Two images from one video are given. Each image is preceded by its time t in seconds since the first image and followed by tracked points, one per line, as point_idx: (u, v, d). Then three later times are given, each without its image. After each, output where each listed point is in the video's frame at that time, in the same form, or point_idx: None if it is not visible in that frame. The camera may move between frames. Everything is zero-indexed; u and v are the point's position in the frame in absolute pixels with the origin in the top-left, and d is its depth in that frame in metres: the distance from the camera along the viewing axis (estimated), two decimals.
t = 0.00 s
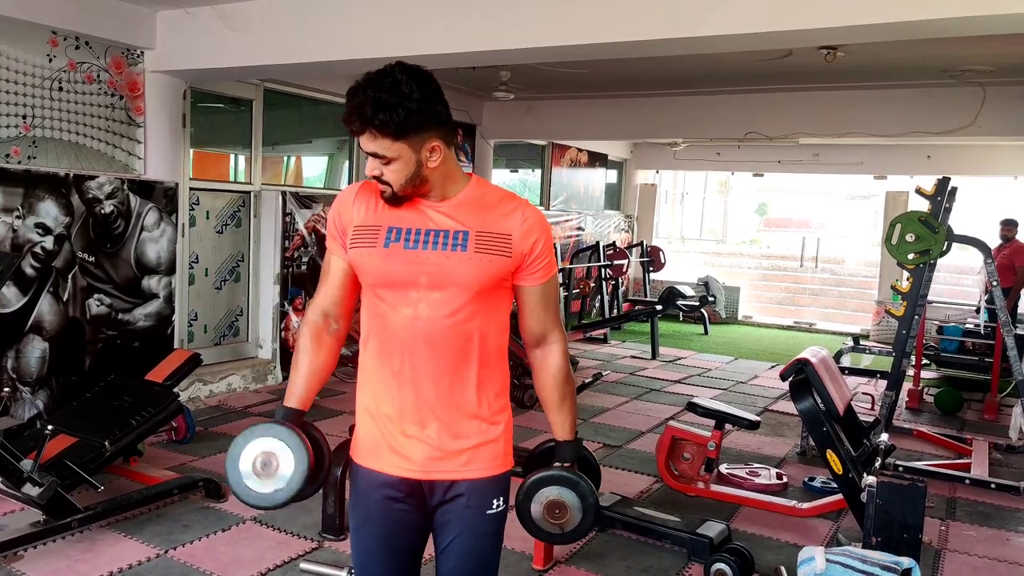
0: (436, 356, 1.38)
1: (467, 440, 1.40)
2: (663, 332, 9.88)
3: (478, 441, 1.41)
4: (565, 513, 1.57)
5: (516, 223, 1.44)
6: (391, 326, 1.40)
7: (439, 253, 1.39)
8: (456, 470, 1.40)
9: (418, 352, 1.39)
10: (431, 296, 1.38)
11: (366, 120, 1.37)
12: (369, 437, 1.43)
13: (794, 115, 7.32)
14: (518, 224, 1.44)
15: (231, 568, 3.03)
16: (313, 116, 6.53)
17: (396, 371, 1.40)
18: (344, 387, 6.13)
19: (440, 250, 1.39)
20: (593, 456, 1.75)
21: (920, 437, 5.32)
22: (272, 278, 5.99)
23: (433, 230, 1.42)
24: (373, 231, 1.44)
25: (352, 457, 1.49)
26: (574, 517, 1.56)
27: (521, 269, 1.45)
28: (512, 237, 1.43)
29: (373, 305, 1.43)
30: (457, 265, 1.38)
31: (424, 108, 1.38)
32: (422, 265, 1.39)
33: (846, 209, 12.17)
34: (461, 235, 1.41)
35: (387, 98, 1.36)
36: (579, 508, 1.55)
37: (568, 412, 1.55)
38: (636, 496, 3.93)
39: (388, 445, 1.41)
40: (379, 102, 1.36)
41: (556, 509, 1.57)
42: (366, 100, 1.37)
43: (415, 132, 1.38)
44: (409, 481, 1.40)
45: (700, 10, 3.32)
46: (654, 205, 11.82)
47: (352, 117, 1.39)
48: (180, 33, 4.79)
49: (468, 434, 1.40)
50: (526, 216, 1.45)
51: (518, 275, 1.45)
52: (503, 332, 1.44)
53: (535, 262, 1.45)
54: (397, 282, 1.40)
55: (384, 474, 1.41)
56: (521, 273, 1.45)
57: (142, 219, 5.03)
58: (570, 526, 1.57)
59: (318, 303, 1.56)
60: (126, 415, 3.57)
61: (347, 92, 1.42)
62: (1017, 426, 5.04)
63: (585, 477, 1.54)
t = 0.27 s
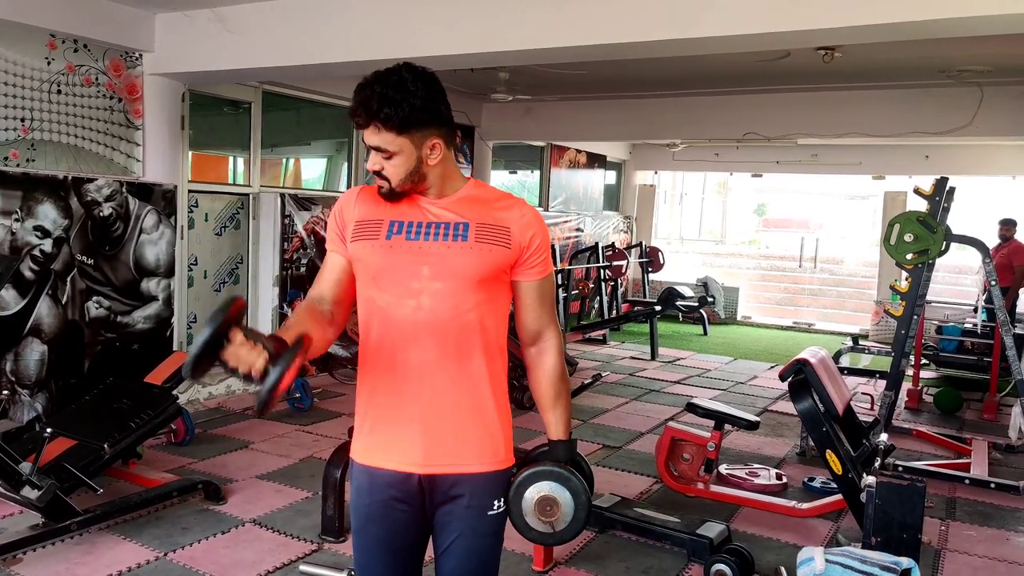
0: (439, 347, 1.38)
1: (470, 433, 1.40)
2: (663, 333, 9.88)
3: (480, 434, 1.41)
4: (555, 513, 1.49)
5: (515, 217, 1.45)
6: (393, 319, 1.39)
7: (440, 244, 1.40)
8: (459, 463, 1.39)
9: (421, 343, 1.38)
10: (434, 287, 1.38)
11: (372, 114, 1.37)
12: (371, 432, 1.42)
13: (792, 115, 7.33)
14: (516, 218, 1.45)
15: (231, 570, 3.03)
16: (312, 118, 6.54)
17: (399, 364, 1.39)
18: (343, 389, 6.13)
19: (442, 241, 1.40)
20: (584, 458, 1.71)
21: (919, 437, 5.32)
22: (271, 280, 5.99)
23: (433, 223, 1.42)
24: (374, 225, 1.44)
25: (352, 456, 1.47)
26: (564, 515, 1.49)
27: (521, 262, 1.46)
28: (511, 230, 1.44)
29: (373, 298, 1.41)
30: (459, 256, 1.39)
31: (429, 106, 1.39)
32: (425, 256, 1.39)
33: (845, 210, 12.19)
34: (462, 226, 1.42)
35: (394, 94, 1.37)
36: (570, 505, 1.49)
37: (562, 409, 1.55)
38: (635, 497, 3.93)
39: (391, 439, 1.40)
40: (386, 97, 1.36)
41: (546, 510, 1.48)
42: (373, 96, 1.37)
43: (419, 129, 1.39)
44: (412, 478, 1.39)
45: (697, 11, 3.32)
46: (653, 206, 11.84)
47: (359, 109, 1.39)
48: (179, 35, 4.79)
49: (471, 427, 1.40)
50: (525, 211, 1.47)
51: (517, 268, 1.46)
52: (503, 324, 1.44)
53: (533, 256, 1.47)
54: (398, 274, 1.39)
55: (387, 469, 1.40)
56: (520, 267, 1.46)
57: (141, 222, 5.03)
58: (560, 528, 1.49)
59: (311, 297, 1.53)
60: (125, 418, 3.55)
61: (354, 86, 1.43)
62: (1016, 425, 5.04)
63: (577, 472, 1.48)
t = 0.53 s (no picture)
0: (441, 345, 1.38)
1: (477, 430, 1.40)
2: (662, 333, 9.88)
3: (486, 432, 1.41)
4: (565, 506, 1.55)
5: (512, 212, 1.46)
6: (394, 319, 1.39)
7: (441, 242, 1.40)
8: (466, 462, 1.39)
9: (424, 342, 1.38)
10: (436, 285, 1.38)
11: (369, 118, 1.37)
12: (376, 435, 1.41)
13: (791, 116, 7.34)
14: (514, 213, 1.46)
15: (230, 571, 3.03)
16: (311, 118, 6.54)
17: (403, 364, 1.39)
18: (343, 389, 6.13)
19: (442, 238, 1.40)
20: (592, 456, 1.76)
21: (918, 438, 5.33)
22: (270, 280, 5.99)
23: (432, 220, 1.42)
24: (372, 225, 1.44)
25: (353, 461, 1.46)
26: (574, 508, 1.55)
27: (519, 257, 1.46)
28: (510, 225, 1.44)
29: (375, 299, 1.41)
30: (459, 253, 1.39)
31: (426, 108, 1.39)
32: (426, 254, 1.39)
33: (844, 210, 12.20)
34: (461, 223, 1.42)
35: (391, 97, 1.36)
36: (582, 495, 1.54)
37: (563, 405, 1.56)
38: (635, 498, 3.93)
39: (397, 440, 1.39)
40: (384, 100, 1.36)
41: (557, 501, 1.56)
42: (370, 99, 1.37)
43: (417, 132, 1.39)
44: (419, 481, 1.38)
45: (697, 12, 3.32)
46: (652, 206, 11.84)
47: (354, 112, 1.38)
48: (178, 35, 4.79)
49: (477, 426, 1.40)
50: (521, 206, 1.47)
51: (516, 264, 1.46)
52: (504, 321, 1.45)
53: (531, 250, 1.47)
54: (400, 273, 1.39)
55: (394, 472, 1.39)
56: (518, 263, 1.46)
57: (140, 222, 5.03)
58: (573, 519, 1.56)
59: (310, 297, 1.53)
60: (124, 417, 3.56)
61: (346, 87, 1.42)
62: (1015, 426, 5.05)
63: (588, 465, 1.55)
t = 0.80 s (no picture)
0: (437, 348, 1.38)
1: (473, 432, 1.40)
2: (661, 334, 9.89)
3: (483, 434, 1.41)
4: (577, 500, 1.57)
5: (506, 212, 1.46)
6: (388, 322, 1.39)
7: (435, 244, 1.40)
8: (464, 464, 1.39)
9: (419, 345, 1.38)
10: (430, 287, 1.38)
11: (357, 126, 1.35)
12: (372, 439, 1.41)
13: (791, 117, 7.34)
14: (507, 212, 1.46)
15: (229, 570, 3.03)
16: (311, 118, 6.54)
17: (398, 367, 1.39)
18: (342, 389, 6.13)
19: (436, 240, 1.40)
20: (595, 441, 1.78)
21: (917, 439, 5.33)
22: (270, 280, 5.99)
23: (426, 222, 1.42)
24: (365, 226, 1.44)
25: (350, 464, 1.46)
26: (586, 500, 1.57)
27: (514, 258, 1.46)
28: (504, 225, 1.44)
29: (369, 302, 1.41)
30: (454, 254, 1.40)
31: (415, 112, 1.38)
32: (420, 256, 1.39)
33: (844, 211, 12.21)
34: (455, 224, 1.42)
35: (378, 104, 1.35)
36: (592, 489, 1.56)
37: (569, 401, 1.57)
38: (634, 499, 3.93)
39: (393, 444, 1.39)
40: (370, 108, 1.34)
41: (568, 498, 1.57)
42: (356, 107, 1.35)
43: (406, 137, 1.38)
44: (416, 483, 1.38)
45: (697, 13, 3.32)
46: (652, 206, 11.84)
47: (340, 122, 1.38)
48: (179, 35, 4.79)
49: (473, 428, 1.40)
50: (516, 206, 1.47)
51: (512, 265, 1.46)
52: (500, 322, 1.45)
53: (527, 251, 1.47)
54: (394, 276, 1.39)
55: (392, 476, 1.39)
56: (514, 264, 1.46)
57: (139, 221, 5.03)
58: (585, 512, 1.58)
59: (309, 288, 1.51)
60: (123, 417, 3.56)
61: (331, 96, 1.41)
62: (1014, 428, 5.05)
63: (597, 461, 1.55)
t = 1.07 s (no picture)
0: (435, 347, 1.38)
1: (472, 432, 1.40)
2: (661, 333, 9.89)
3: (481, 434, 1.41)
4: (573, 506, 1.58)
5: (507, 211, 1.46)
6: (387, 320, 1.39)
7: (435, 243, 1.40)
8: (461, 464, 1.39)
9: (418, 343, 1.38)
10: (429, 286, 1.38)
11: (353, 125, 1.35)
12: (371, 437, 1.41)
13: (790, 116, 7.34)
14: (509, 212, 1.45)
15: (229, 569, 3.03)
16: (311, 117, 6.54)
17: (397, 365, 1.39)
18: (341, 388, 6.13)
19: (435, 239, 1.40)
20: (598, 448, 1.77)
21: (916, 438, 5.33)
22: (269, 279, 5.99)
23: (426, 221, 1.42)
24: (365, 223, 1.44)
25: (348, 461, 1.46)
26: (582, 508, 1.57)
27: (515, 258, 1.46)
28: (505, 225, 1.44)
29: (368, 300, 1.41)
30: (454, 254, 1.39)
31: (412, 110, 1.37)
32: (419, 255, 1.39)
33: (843, 211, 12.21)
34: (455, 224, 1.42)
35: (373, 103, 1.34)
36: (589, 496, 1.56)
37: (570, 402, 1.57)
38: (633, 498, 3.94)
39: (391, 442, 1.39)
40: (365, 107, 1.34)
41: (564, 502, 1.58)
42: (352, 106, 1.35)
43: (402, 137, 1.37)
44: (415, 482, 1.38)
45: (698, 11, 3.32)
46: (652, 205, 11.84)
47: (339, 122, 1.38)
48: (178, 33, 4.78)
49: (472, 427, 1.40)
50: (517, 206, 1.47)
51: (513, 265, 1.46)
52: (500, 321, 1.45)
53: (528, 251, 1.47)
54: (393, 275, 1.39)
55: (390, 475, 1.39)
56: (516, 264, 1.46)
57: (139, 219, 5.02)
58: (581, 520, 1.58)
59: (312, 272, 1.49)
60: (122, 416, 3.56)
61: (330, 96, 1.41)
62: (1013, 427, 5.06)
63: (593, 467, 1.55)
